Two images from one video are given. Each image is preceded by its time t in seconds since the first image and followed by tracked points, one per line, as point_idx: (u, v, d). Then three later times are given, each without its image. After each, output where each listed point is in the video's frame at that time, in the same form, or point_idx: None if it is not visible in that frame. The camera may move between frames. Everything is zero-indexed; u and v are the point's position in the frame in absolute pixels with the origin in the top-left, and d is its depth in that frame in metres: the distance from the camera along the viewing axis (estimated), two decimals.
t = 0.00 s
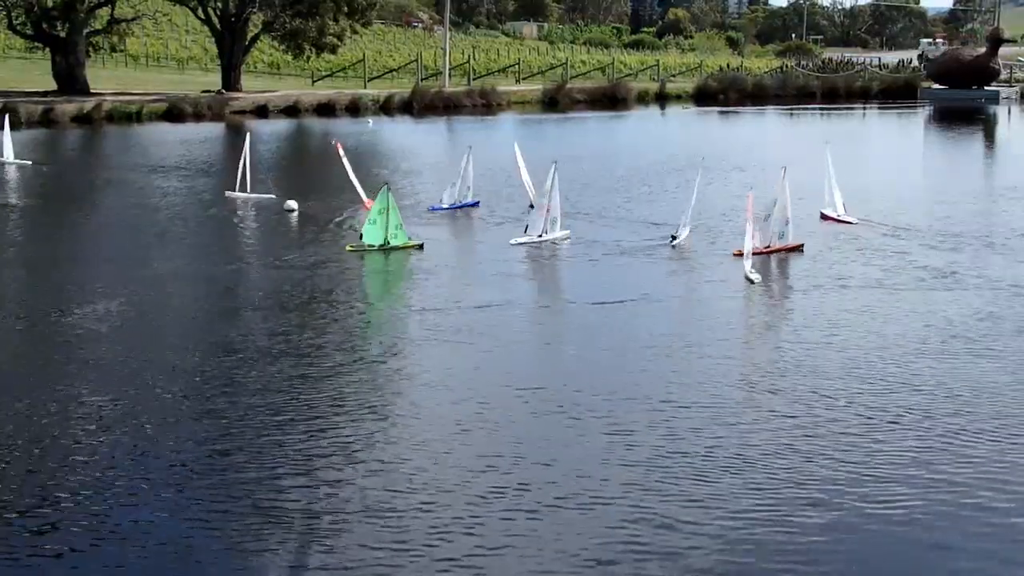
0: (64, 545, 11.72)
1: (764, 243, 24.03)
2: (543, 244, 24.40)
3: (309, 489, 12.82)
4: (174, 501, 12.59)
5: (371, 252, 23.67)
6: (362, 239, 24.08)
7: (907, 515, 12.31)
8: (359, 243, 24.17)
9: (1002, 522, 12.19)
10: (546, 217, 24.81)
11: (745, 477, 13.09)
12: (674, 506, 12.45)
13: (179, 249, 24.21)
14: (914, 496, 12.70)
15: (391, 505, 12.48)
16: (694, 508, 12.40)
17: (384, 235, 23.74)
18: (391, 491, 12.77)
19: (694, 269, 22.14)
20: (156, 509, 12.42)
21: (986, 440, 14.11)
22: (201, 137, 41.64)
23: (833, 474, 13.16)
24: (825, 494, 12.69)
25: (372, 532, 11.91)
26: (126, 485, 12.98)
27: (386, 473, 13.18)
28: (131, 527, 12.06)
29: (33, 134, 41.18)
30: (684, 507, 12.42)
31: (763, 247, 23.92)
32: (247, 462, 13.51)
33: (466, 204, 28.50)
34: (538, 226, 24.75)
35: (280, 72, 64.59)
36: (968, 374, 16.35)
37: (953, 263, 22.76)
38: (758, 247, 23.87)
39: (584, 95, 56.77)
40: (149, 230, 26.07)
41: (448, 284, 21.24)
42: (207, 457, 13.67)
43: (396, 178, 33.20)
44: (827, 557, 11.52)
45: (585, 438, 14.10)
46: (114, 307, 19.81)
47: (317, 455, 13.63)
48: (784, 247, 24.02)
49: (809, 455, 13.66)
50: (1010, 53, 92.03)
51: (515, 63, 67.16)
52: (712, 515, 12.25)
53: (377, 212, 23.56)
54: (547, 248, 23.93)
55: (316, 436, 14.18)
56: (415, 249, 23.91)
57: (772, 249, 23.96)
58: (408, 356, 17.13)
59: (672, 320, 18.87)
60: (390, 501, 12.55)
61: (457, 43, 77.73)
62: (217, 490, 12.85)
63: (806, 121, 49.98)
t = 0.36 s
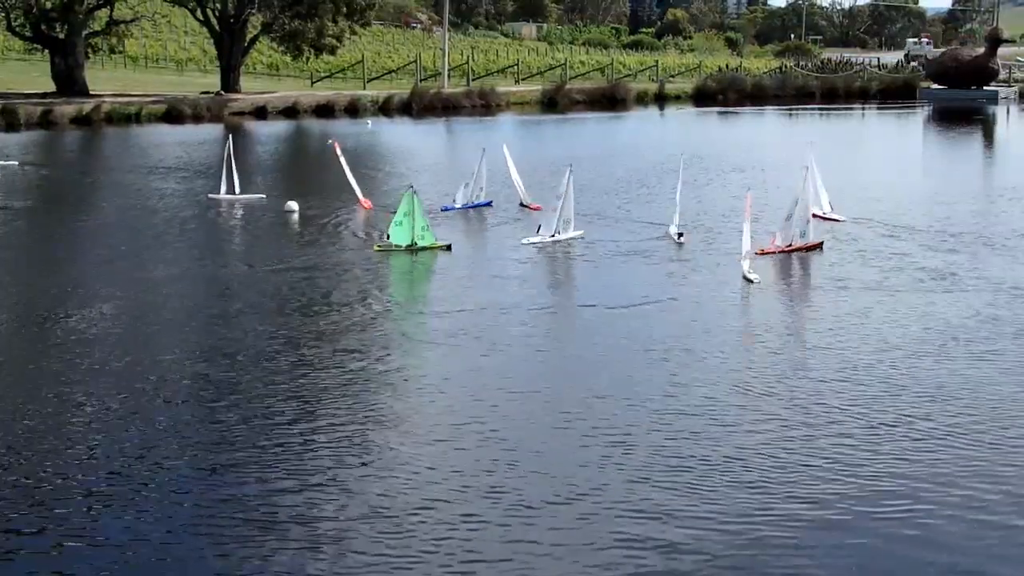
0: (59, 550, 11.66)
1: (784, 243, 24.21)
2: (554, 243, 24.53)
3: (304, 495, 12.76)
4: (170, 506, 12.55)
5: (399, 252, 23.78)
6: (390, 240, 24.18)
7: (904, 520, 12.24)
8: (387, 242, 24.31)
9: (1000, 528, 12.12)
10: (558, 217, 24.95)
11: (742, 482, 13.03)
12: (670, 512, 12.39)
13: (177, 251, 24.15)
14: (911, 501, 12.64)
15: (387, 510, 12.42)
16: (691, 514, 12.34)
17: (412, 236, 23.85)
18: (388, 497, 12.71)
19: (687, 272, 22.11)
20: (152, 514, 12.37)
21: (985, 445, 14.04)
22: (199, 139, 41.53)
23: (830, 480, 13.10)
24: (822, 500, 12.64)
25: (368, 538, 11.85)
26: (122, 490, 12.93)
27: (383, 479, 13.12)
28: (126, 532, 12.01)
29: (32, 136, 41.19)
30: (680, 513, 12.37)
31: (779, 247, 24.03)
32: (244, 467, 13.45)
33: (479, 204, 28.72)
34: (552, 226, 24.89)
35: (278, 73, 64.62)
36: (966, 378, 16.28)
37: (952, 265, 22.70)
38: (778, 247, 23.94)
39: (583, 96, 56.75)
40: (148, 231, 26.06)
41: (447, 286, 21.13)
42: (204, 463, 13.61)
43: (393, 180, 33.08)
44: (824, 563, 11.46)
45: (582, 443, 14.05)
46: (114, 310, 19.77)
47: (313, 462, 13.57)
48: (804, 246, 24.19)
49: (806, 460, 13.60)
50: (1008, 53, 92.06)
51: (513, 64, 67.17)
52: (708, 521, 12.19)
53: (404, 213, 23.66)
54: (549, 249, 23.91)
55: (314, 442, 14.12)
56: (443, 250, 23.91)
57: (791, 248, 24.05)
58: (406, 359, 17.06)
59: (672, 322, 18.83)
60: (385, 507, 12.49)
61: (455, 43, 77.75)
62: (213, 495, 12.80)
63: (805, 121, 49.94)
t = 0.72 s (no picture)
0: (50, 555, 11.62)
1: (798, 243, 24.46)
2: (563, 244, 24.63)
3: (298, 499, 12.73)
4: (164, 510, 12.50)
5: (422, 252, 23.93)
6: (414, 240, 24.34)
7: (902, 525, 12.22)
8: (411, 242, 24.47)
9: (995, 533, 12.10)
10: (569, 218, 25.14)
11: (736, 487, 13.00)
12: (665, 517, 12.36)
13: (172, 252, 24.10)
14: (906, 506, 12.61)
15: (380, 515, 12.38)
16: (685, 519, 12.31)
17: (436, 237, 23.98)
18: (380, 500, 12.69)
19: (683, 274, 22.09)
20: (145, 519, 12.32)
21: (979, 449, 14.03)
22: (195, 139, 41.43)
23: (824, 484, 13.08)
24: (816, 505, 12.60)
25: (364, 543, 11.83)
26: (117, 492, 12.91)
27: (377, 484, 13.07)
28: (117, 537, 11.98)
29: (28, 136, 41.19)
30: (674, 518, 12.34)
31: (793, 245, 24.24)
32: (240, 470, 13.41)
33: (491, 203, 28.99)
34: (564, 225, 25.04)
35: (275, 73, 64.68)
36: (961, 381, 16.27)
37: (948, 267, 22.72)
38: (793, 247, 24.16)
39: (579, 97, 56.79)
40: (143, 232, 26.05)
41: (445, 288, 21.01)
42: (200, 465, 13.56)
43: (389, 181, 32.96)
44: (818, 569, 11.43)
45: (575, 447, 14.02)
46: (109, 311, 19.74)
47: (308, 465, 13.54)
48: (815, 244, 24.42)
49: (801, 464, 13.57)
50: (1004, 55, 92.26)
51: (509, 64, 67.27)
52: (703, 527, 12.15)
53: (426, 214, 23.83)
54: (548, 251, 23.91)
55: (310, 445, 14.08)
56: (468, 250, 24.02)
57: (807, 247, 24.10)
58: (403, 362, 17.03)
59: (668, 325, 18.82)
60: (379, 512, 12.45)
61: (452, 44, 77.85)
62: (205, 498, 12.77)
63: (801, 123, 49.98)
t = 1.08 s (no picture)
0: (40, 559, 11.56)
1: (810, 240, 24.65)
2: (575, 243, 24.83)
3: (291, 504, 12.68)
4: (156, 515, 12.44)
5: (444, 251, 24.03)
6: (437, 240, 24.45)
7: (897, 525, 12.30)
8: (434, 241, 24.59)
9: (989, 538, 12.11)
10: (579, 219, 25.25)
11: (730, 492, 12.97)
12: (660, 517, 12.43)
13: (166, 253, 24.08)
14: (900, 511, 12.58)
15: (374, 520, 12.34)
16: (680, 525, 12.28)
17: (458, 237, 24.00)
18: (373, 506, 12.65)
19: (672, 276, 22.03)
20: (143, 520, 12.34)
21: (973, 454, 14.01)
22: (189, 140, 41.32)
23: (820, 486, 13.13)
24: (809, 511, 12.57)
25: (361, 544, 11.87)
26: (109, 497, 12.84)
27: (370, 489, 13.02)
28: (110, 542, 11.92)
29: (22, 135, 41.14)
30: (671, 518, 12.41)
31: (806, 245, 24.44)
32: (233, 476, 13.35)
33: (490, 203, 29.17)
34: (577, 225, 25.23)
35: (270, 73, 64.71)
36: (955, 383, 16.36)
37: (943, 270, 22.72)
38: (805, 245, 24.42)
39: (573, 98, 56.91)
40: (138, 232, 26.03)
41: (438, 291, 20.87)
42: (192, 471, 13.49)
43: (382, 182, 32.85)
44: (815, 570, 11.48)
45: (568, 452, 13.98)
46: (103, 312, 19.73)
47: (302, 470, 13.49)
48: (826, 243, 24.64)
49: (795, 469, 13.54)
50: (998, 58, 92.45)
51: (504, 66, 67.33)
52: (700, 529, 12.19)
53: (447, 214, 23.89)
54: (542, 254, 23.90)
55: (304, 451, 14.01)
56: (489, 251, 23.97)
57: (817, 246, 24.51)
58: (397, 366, 16.94)
59: (662, 327, 18.82)
60: (373, 516, 12.44)
61: (446, 45, 77.93)
62: (197, 503, 12.71)
63: (795, 125, 50.01)
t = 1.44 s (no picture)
0: (33, 561, 11.51)
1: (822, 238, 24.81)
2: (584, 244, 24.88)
3: (284, 503, 12.62)
4: (148, 516, 12.39)
5: (466, 255, 24.01)
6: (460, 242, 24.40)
7: (897, 513, 12.27)
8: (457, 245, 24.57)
9: (989, 523, 12.08)
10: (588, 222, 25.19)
11: (723, 484, 12.92)
12: (660, 508, 12.39)
13: (163, 257, 24.07)
14: (895, 500, 12.53)
15: (366, 517, 12.28)
16: (679, 515, 12.25)
17: (479, 241, 23.97)
18: (364, 504, 12.59)
19: (664, 279, 21.97)
20: (142, 519, 12.31)
21: (967, 445, 13.97)
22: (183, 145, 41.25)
23: (819, 476, 13.11)
24: (807, 502, 12.52)
25: (360, 538, 11.83)
26: (106, 499, 12.79)
27: (364, 487, 12.96)
28: (109, 540, 11.89)
29: (16, 141, 41.12)
30: (671, 508, 12.38)
31: (818, 245, 24.69)
32: (229, 478, 13.28)
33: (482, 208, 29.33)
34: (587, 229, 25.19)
35: (264, 77, 64.77)
36: (952, 378, 16.35)
37: (938, 270, 22.74)
38: (817, 244, 24.65)
39: (567, 100, 57.07)
40: (134, 236, 26.03)
41: (434, 297, 20.75)
42: (188, 473, 13.44)
43: (376, 187, 32.79)
44: (815, 556, 11.44)
45: (563, 449, 13.93)
46: (100, 317, 19.70)
47: (295, 470, 13.43)
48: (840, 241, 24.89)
49: (789, 462, 13.49)
50: (992, 58, 92.59)
51: (498, 69, 67.44)
52: (699, 518, 12.16)
53: (465, 216, 23.87)
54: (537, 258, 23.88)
55: (300, 453, 13.93)
56: (512, 254, 23.89)
57: (829, 246, 24.68)
58: (393, 369, 16.88)
59: (659, 328, 18.82)
60: (372, 511, 12.40)
61: (441, 48, 78.05)
62: (192, 504, 12.67)
63: (789, 127, 50.04)
